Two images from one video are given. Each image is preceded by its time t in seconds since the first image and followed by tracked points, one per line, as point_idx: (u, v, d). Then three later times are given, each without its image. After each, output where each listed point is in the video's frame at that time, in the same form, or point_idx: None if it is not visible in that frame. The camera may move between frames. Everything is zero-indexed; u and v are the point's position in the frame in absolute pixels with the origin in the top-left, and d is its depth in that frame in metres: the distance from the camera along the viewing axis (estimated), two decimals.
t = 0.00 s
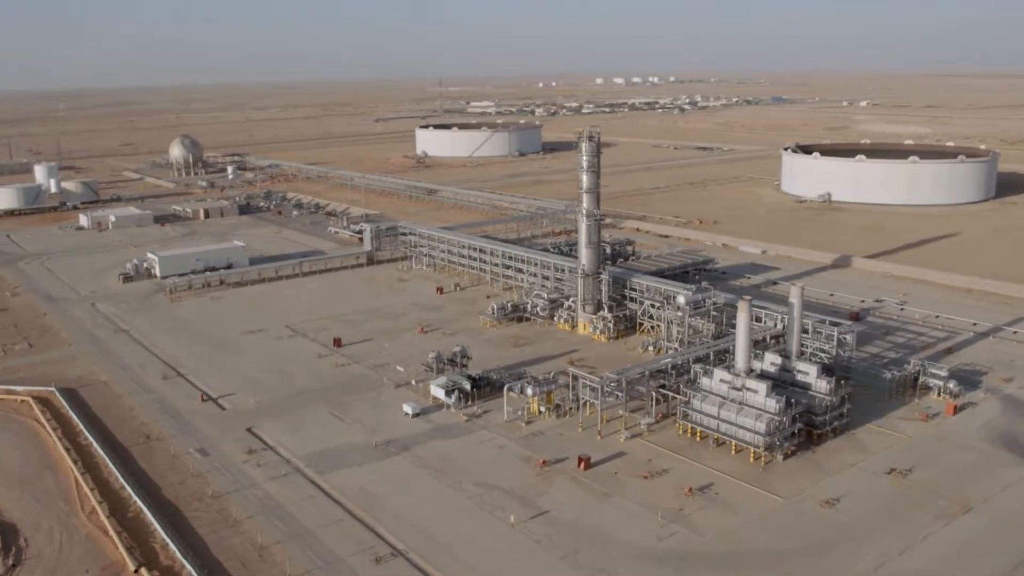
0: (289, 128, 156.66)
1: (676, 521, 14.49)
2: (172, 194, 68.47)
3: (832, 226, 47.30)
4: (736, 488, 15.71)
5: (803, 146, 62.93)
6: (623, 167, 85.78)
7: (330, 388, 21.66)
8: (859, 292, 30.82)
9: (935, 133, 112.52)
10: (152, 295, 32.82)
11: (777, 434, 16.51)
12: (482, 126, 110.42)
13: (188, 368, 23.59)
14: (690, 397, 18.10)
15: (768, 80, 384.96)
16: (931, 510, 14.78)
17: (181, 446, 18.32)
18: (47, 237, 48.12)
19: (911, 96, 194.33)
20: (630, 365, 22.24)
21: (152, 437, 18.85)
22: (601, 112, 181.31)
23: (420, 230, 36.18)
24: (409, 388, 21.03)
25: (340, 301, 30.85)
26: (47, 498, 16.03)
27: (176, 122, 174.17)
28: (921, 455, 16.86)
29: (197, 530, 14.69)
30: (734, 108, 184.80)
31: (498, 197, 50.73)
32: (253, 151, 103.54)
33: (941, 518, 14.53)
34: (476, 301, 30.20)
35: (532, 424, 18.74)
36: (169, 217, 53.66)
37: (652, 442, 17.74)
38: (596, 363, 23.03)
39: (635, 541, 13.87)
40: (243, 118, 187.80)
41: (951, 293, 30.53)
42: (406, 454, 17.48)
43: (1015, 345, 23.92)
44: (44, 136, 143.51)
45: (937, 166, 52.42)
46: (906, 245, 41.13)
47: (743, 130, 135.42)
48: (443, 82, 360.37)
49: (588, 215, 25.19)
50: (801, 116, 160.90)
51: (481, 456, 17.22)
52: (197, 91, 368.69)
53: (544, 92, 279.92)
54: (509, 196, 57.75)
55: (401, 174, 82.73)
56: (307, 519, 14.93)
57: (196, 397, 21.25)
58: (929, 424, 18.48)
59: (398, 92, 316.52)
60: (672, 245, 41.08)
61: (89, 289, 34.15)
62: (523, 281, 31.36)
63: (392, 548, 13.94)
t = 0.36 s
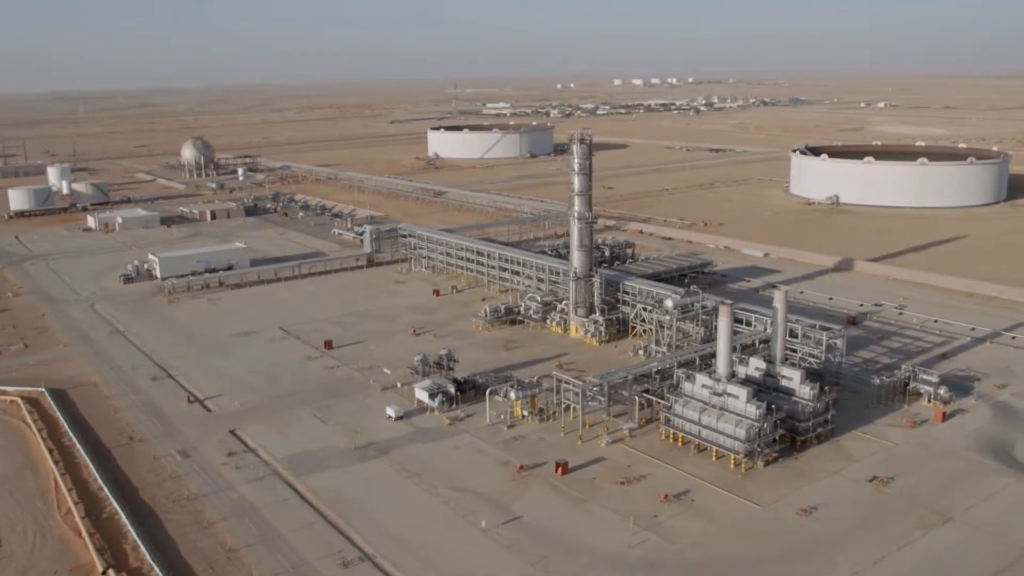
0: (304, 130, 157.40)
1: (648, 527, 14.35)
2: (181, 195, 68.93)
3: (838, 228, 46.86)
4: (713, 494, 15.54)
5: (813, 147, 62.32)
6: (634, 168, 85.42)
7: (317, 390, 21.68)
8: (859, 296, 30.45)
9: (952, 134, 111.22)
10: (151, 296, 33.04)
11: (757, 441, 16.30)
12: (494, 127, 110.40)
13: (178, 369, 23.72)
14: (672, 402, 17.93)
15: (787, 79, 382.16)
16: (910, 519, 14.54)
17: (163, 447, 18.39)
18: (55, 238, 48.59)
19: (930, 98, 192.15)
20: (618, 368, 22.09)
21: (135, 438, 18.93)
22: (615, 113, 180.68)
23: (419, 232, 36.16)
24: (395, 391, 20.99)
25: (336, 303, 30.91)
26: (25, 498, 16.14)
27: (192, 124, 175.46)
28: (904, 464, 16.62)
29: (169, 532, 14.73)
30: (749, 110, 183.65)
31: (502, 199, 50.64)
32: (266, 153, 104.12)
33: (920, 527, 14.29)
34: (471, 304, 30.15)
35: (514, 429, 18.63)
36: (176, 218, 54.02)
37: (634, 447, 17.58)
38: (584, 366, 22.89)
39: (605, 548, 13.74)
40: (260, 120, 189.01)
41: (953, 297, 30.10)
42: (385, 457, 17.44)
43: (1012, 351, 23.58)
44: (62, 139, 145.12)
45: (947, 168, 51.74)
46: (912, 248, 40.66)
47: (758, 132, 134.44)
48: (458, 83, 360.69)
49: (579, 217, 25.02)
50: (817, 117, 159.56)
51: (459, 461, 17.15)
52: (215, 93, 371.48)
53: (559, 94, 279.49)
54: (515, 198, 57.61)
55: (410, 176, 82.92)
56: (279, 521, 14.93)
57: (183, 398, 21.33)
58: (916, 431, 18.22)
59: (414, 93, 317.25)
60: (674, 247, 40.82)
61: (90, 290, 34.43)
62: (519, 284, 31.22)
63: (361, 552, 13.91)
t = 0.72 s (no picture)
0: (316, 132, 158.05)
1: (619, 534, 14.20)
2: (190, 197, 69.50)
3: (842, 231, 46.44)
4: (689, 501, 15.37)
5: (822, 150, 61.81)
6: (642, 170, 85.04)
7: (303, 393, 21.69)
8: (857, 301, 30.13)
9: (967, 136, 110.08)
10: (150, 297, 33.26)
11: (735, 447, 16.10)
12: (504, 130, 110.37)
13: (167, 371, 23.80)
14: (652, 408, 17.75)
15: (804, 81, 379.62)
16: (886, 529, 14.32)
17: (144, 449, 18.45)
18: (61, 240, 49.10)
19: (947, 99, 190.43)
20: (604, 372, 21.94)
21: (117, 440, 19.00)
22: (628, 115, 180.17)
23: (417, 234, 36.16)
24: (379, 394, 20.97)
25: (331, 306, 30.96)
26: (3, 500, 16.23)
27: (207, 127, 176.65)
28: (886, 472, 16.38)
29: (141, 534, 14.75)
30: (763, 111, 182.72)
31: (505, 202, 50.60)
32: (277, 155, 104.78)
33: (895, 537, 14.07)
34: (465, 307, 30.10)
35: (494, 433, 18.53)
36: (182, 220, 54.46)
37: (613, 453, 17.43)
38: (572, 371, 22.75)
39: (574, 555, 13.61)
40: (274, 122, 190.18)
41: (953, 302, 29.71)
42: (363, 461, 17.38)
43: (1008, 358, 23.24)
44: (79, 141, 146.71)
45: (956, 171, 51.13)
46: (916, 251, 40.20)
47: (771, 134, 133.65)
48: (473, 85, 361.13)
49: (570, 220, 24.89)
50: (831, 119, 158.36)
51: (436, 465, 17.08)
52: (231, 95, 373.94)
53: (573, 96, 279.31)
54: (519, 200, 57.47)
55: (419, 178, 83.07)
56: (251, 525, 14.92)
57: (169, 401, 21.40)
58: (902, 438, 17.97)
59: (429, 95, 318.25)
60: (674, 250, 40.61)
61: (90, 291, 34.71)
62: (513, 287, 31.11)
63: (328, 557, 13.87)
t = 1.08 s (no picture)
0: (330, 133, 158.77)
1: (588, 541, 14.06)
2: (198, 198, 69.94)
3: (846, 234, 46.04)
4: (662, 507, 15.20)
5: (828, 151, 61.35)
6: (650, 172, 84.74)
7: (287, 395, 21.68)
8: (853, 304, 29.81)
9: (981, 138, 109.03)
10: (147, 298, 33.45)
11: (711, 454, 15.92)
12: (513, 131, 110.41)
13: (156, 373, 23.89)
14: (631, 412, 17.59)
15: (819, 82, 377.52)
16: (860, 537, 14.08)
17: (125, 451, 18.50)
18: (66, 241, 49.55)
19: (964, 100, 188.18)
20: (590, 376, 21.81)
21: (99, 442, 19.07)
22: (641, 116, 179.71)
23: (414, 236, 36.17)
24: (362, 397, 20.92)
25: (324, 308, 30.99)
26: None
27: (221, 128, 177.83)
28: (865, 480, 16.14)
29: (112, 538, 14.77)
30: (777, 113, 181.72)
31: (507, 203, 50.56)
32: (287, 156, 105.36)
33: (868, 546, 13.83)
34: (458, 310, 30.05)
35: (473, 437, 18.43)
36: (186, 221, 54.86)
37: (590, 458, 17.29)
38: (558, 374, 22.62)
39: (540, 562, 13.49)
40: (287, 123, 191.32)
41: (951, 306, 29.34)
42: (339, 465, 17.35)
43: (1001, 364, 22.92)
44: (94, 142, 148.00)
45: (963, 173, 50.60)
46: (919, 254, 39.77)
47: (782, 136, 132.98)
48: (486, 86, 361.42)
49: (559, 223, 24.73)
50: (845, 120, 157.29)
51: (412, 469, 16.99)
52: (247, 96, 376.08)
53: (587, 97, 278.94)
54: (524, 202, 57.39)
55: (426, 179, 83.26)
56: (221, 529, 14.91)
57: (154, 403, 21.47)
58: (885, 445, 17.73)
59: (442, 96, 319.27)
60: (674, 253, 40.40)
61: (89, 292, 34.95)
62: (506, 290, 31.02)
63: (295, 562, 13.81)
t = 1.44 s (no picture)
0: (341, 133, 159.12)
1: (555, 546, 13.96)
2: (204, 198, 70.33)
3: (848, 235, 45.65)
4: (633, 513, 15.06)
5: (834, 152, 60.83)
6: (657, 172, 84.33)
7: (269, 396, 21.69)
8: (848, 307, 29.52)
9: (995, 138, 107.79)
10: (142, 298, 33.63)
11: (684, 458, 15.74)
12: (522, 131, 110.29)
13: (144, 373, 23.98)
14: (608, 416, 17.45)
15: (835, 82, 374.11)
16: (831, 545, 13.90)
17: (104, 451, 18.56)
18: (70, 240, 49.91)
19: (980, 100, 186.26)
20: (574, 378, 21.68)
21: (79, 441, 19.14)
22: (653, 116, 179.08)
23: (410, 237, 36.18)
24: (344, 399, 20.90)
25: (317, 309, 31.04)
26: None
27: (234, 128, 178.71)
28: (841, 486, 15.95)
29: (81, 537, 14.80)
30: (790, 113, 180.65)
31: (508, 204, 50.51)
32: (295, 157, 105.72)
33: (838, 554, 13.64)
34: (449, 311, 30.00)
35: (451, 440, 18.36)
36: (190, 221, 55.11)
37: (565, 462, 17.17)
38: (542, 376, 22.52)
39: (503, 567, 13.40)
40: (300, 123, 192.11)
41: (947, 309, 28.99)
42: (313, 467, 17.33)
43: (992, 369, 22.63)
44: (107, 142, 148.93)
45: (968, 174, 50.07)
46: (920, 255, 39.35)
47: (793, 136, 132.14)
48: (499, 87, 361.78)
49: (546, 225, 24.57)
50: (858, 120, 156.07)
51: (386, 472, 16.95)
52: (262, 96, 377.71)
53: (600, 97, 278.48)
54: (526, 203, 57.32)
55: (432, 180, 83.34)
56: (190, 529, 14.92)
57: (138, 403, 21.53)
58: (865, 450, 17.52)
59: (454, 97, 319.85)
60: (672, 254, 40.19)
61: (86, 292, 35.16)
62: (499, 291, 30.94)
63: (259, 565, 13.79)
